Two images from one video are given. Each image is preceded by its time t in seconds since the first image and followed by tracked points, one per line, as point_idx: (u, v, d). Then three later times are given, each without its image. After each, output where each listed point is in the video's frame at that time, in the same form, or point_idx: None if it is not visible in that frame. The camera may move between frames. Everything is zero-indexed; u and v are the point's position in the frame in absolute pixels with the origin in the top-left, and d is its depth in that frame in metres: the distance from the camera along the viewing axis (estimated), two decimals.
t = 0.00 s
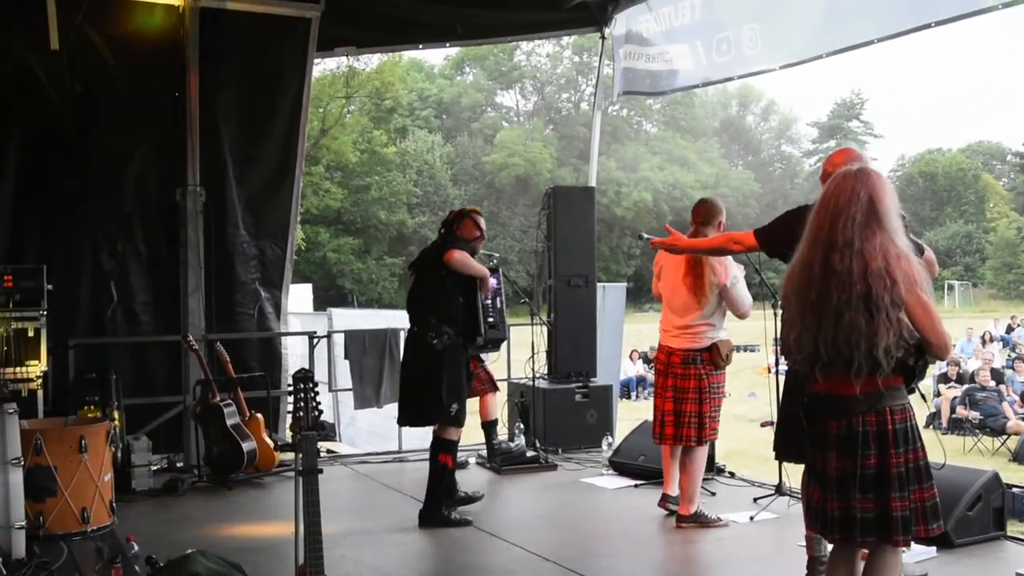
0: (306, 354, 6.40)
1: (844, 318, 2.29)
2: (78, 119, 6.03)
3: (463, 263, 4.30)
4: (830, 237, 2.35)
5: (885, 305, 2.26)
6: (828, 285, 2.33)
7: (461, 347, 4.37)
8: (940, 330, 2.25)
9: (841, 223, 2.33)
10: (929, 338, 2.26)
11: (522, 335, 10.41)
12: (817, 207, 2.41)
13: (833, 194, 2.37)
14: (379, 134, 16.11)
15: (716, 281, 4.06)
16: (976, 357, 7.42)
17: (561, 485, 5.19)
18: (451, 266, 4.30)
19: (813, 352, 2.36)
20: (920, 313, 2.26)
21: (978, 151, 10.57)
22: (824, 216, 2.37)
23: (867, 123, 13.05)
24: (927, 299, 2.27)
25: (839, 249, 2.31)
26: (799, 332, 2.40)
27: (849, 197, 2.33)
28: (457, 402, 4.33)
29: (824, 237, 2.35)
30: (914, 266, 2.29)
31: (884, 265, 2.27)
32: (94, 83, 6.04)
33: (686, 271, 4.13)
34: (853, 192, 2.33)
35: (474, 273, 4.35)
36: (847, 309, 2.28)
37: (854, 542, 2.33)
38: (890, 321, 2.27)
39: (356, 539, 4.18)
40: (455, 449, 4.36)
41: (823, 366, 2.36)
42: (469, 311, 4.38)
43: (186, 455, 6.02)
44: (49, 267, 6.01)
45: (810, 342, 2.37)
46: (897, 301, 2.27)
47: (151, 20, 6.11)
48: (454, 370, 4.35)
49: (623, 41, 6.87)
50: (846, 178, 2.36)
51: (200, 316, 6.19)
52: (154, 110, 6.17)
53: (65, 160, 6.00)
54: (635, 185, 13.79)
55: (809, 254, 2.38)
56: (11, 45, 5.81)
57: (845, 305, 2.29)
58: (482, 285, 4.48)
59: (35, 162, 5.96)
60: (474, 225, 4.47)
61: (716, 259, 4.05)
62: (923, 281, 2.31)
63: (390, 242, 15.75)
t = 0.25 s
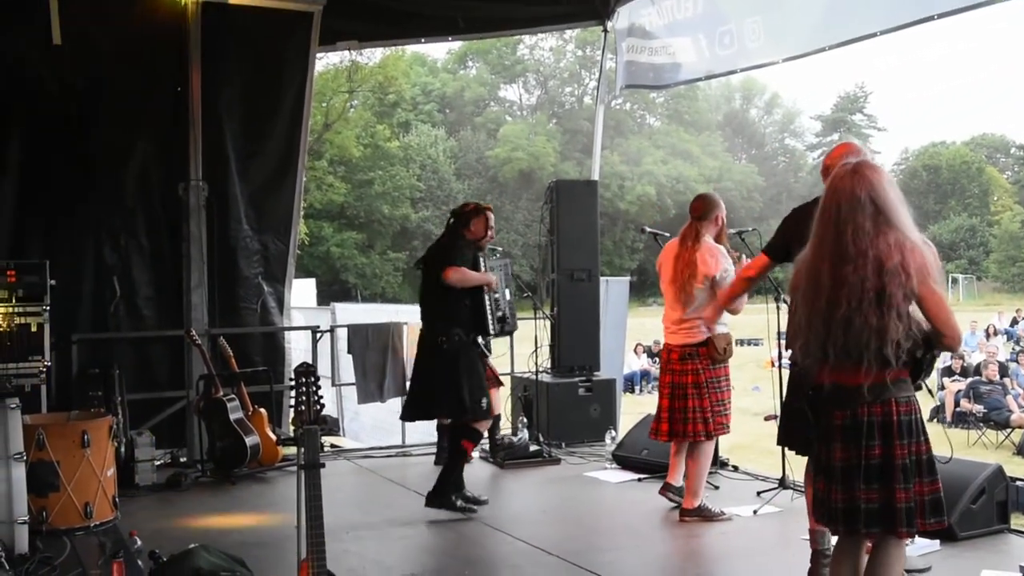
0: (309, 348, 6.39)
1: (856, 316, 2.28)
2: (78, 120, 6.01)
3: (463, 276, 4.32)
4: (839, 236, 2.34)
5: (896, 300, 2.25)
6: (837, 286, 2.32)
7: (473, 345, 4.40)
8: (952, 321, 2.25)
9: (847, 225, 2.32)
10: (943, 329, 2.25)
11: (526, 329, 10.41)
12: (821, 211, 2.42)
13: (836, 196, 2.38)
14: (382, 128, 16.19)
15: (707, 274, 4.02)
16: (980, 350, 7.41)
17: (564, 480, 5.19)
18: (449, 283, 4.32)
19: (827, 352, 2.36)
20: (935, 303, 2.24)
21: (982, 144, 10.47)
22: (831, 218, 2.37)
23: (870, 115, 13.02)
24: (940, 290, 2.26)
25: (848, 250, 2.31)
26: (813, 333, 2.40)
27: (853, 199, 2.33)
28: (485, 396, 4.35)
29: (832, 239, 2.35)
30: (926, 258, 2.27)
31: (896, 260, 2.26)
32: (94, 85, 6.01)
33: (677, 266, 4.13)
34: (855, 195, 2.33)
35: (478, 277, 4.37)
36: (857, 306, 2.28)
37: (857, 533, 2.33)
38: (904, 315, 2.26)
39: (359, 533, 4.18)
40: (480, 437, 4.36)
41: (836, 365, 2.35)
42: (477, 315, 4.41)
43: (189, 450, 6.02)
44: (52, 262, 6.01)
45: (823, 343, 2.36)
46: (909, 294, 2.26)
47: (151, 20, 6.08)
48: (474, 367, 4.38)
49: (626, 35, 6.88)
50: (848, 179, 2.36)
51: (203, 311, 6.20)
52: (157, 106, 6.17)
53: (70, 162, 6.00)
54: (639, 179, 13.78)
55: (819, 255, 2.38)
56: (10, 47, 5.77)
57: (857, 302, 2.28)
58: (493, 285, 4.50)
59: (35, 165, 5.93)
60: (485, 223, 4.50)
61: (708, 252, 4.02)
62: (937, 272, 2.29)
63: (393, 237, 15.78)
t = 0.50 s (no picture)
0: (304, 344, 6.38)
1: (859, 308, 2.27)
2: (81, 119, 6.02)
3: (457, 294, 4.37)
4: (842, 228, 2.34)
5: (899, 293, 2.25)
6: (838, 279, 2.32)
7: (477, 342, 4.47)
8: (954, 315, 2.24)
9: (848, 217, 2.34)
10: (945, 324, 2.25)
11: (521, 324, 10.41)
12: (822, 205, 2.42)
13: (839, 188, 2.38)
14: (377, 123, 16.15)
15: (694, 270, 4.06)
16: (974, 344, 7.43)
17: (559, 475, 5.19)
18: (442, 302, 4.38)
19: (826, 346, 2.35)
20: (937, 298, 2.25)
21: (977, 138, 10.55)
22: (835, 210, 2.37)
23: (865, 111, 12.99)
24: (942, 285, 2.27)
25: (853, 241, 2.31)
26: (811, 327, 2.39)
27: (854, 190, 2.35)
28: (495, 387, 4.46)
29: (835, 231, 2.35)
30: (929, 253, 2.28)
31: (898, 254, 2.26)
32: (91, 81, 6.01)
33: (668, 261, 4.17)
34: (857, 185, 2.35)
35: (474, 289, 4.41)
36: (861, 298, 2.27)
37: (852, 529, 2.32)
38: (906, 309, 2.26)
39: (355, 530, 4.18)
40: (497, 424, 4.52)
41: (835, 358, 2.34)
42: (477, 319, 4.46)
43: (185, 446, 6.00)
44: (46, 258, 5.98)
45: (824, 336, 2.35)
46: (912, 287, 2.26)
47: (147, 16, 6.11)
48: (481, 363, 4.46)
49: (620, 30, 6.83)
50: (850, 170, 2.37)
51: (198, 308, 6.20)
52: (151, 100, 6.15)
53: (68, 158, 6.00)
54: (634, 174, 13.78)
55: (819, 247, 2.38)
56: (11, 47, 5.81)
57: (861, 294, 2.28)
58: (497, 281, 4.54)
59: (36, 162, 5.95)
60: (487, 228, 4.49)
61: (698, 247, 4.05)
62: (938, 269, 2.30)
63: (388, 232, 15.74)
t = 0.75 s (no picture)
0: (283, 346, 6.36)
1: (848, 321, 2.29)
2: (85, 123, 6.03)
3: (446, 290, 4.40)
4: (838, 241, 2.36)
5: (888, 311, 2.27)
6: (830, 292, 2.33)
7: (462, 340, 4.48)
8: (938, 337, 2.28)
9: (848, 230, 2.34)
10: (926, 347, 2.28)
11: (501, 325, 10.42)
12: (819, 216, 2.43)
13: (838, 201, 2.39)
14: (358, 125, 16.14)
15: (663, 271, 4.10)
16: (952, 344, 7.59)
17: (539, 477, 5.19)
18: (431, 295, 4.42)
19: (811, 356, 2.37)
20: (921, 321, 2.28)
21: (955, 140, 10.60)
22: (832, 222, 2.38)
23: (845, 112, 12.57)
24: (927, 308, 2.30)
25: (848, 255, 2.32)
26: (797, 336, 2.41)
27: (857, 205, 2.36)
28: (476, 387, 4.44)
29: (832, 242, 2.36)
30: (919, 276, 2.31)
31: (890, 271, 2.29)
32: (76, 82, 6.00)
33: (640, 266, 4.21)
34: (860, 200, 2.36)
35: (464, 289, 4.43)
36: (851, 311, 2.29)
37: (850, 545, 2.34)
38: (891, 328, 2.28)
39: (335, 533, 4.16)
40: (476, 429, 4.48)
41: (822, 370, 2.36)
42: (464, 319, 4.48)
43: (163, 449, 5.96)
44: (25, 259, 5.97)
45: (809, 347, 2.37)
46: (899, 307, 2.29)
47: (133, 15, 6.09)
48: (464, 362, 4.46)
49: (601, 31, 6.84)
50: (852, 185, 2.38)
51: (177, 309, 6.13)
52: (132, 100, 6.12)
53: (58, 160, 6.00)
54: (615, 175, 13.99)
55: (813, 257, 2.39)
56: (9, 47, 5.84)
57: (850, 308, 2.30)
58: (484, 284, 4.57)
59: (27, 163, 5.93)
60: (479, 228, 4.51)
61: (666, 248, 4.10)
62: (925, 292, 2.33)
63: (369, 234, 15.71)
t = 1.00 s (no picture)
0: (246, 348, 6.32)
1: (827, 306, 2.31)
2: (45, 120, 5.97)
3: (426, 278, 4.35)
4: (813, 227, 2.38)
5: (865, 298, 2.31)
6: (809, 276, 2.35)
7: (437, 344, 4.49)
8: (902, 324, 2.36)
9: (823, 216, 2.38)
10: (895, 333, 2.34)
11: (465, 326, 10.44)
12: (789, 202, 2.45)
13: (808, 187, 2.42)
14: (321, 125, 16.25)
15: (623, 270, 4.11)
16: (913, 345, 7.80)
17: (504, 478, 5.18)
18: (411, 285, 4.37)
19: (787, 340, 2.37)
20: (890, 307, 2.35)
21: (916, 141, 10.65)
22: (804, 209, 2.40)
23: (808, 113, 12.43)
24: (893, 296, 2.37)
25: (826, 242, 2.35)
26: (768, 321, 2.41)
27: (829, 192, 2.40)
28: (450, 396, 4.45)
29: (805, 229, 2.38)
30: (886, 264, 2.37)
31: (864, 258, 2.34)
32: (51, 79, 5.95)
33: (601, 264, 4.23)
34: (832, 188, 2.40)
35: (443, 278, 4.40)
36: (831, 297, 2.31)
37: (813, 525, 2.39)
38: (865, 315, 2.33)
39: (297, 536, 4.13)
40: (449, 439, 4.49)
41: (797, 355, 2.37)
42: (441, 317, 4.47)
43: (124, 453, 5.85)
44: None
45: (783, 333, 2.38)
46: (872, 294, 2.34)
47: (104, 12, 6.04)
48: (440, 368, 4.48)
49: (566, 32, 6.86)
50: (822, 172, 2.42)
51: (139, 312, 5.97)
52: (92, 98, 6.06)
53: (17, 158, 5.94)
54: (578, 176, 14.23)
55: (785, 242, 2.41)
56: (10, 47, 5.87)
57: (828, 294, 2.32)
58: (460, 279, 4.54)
59: None
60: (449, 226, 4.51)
61: (624, 248, 4.11)
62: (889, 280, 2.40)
63: (332, 234, 15.80)
